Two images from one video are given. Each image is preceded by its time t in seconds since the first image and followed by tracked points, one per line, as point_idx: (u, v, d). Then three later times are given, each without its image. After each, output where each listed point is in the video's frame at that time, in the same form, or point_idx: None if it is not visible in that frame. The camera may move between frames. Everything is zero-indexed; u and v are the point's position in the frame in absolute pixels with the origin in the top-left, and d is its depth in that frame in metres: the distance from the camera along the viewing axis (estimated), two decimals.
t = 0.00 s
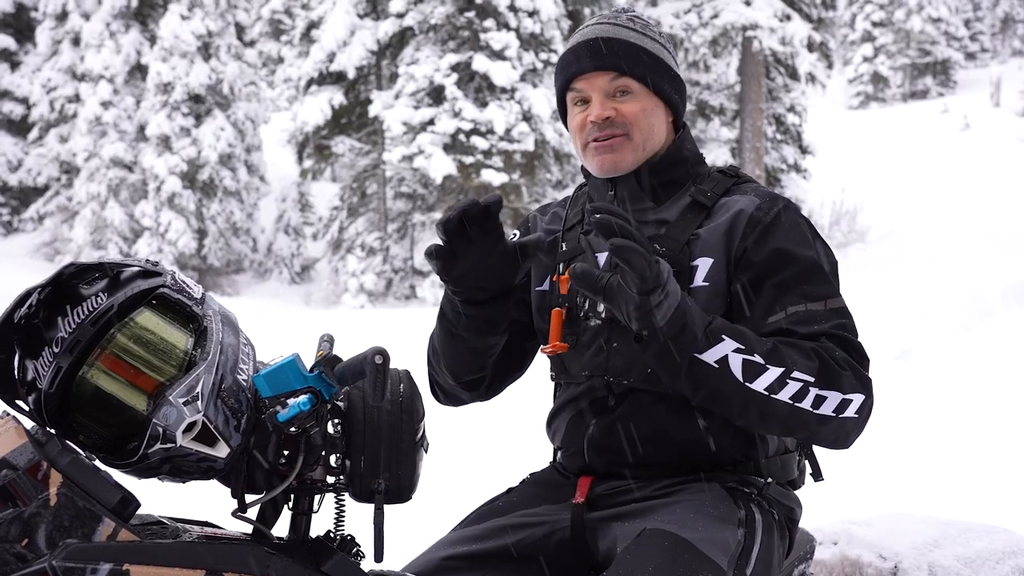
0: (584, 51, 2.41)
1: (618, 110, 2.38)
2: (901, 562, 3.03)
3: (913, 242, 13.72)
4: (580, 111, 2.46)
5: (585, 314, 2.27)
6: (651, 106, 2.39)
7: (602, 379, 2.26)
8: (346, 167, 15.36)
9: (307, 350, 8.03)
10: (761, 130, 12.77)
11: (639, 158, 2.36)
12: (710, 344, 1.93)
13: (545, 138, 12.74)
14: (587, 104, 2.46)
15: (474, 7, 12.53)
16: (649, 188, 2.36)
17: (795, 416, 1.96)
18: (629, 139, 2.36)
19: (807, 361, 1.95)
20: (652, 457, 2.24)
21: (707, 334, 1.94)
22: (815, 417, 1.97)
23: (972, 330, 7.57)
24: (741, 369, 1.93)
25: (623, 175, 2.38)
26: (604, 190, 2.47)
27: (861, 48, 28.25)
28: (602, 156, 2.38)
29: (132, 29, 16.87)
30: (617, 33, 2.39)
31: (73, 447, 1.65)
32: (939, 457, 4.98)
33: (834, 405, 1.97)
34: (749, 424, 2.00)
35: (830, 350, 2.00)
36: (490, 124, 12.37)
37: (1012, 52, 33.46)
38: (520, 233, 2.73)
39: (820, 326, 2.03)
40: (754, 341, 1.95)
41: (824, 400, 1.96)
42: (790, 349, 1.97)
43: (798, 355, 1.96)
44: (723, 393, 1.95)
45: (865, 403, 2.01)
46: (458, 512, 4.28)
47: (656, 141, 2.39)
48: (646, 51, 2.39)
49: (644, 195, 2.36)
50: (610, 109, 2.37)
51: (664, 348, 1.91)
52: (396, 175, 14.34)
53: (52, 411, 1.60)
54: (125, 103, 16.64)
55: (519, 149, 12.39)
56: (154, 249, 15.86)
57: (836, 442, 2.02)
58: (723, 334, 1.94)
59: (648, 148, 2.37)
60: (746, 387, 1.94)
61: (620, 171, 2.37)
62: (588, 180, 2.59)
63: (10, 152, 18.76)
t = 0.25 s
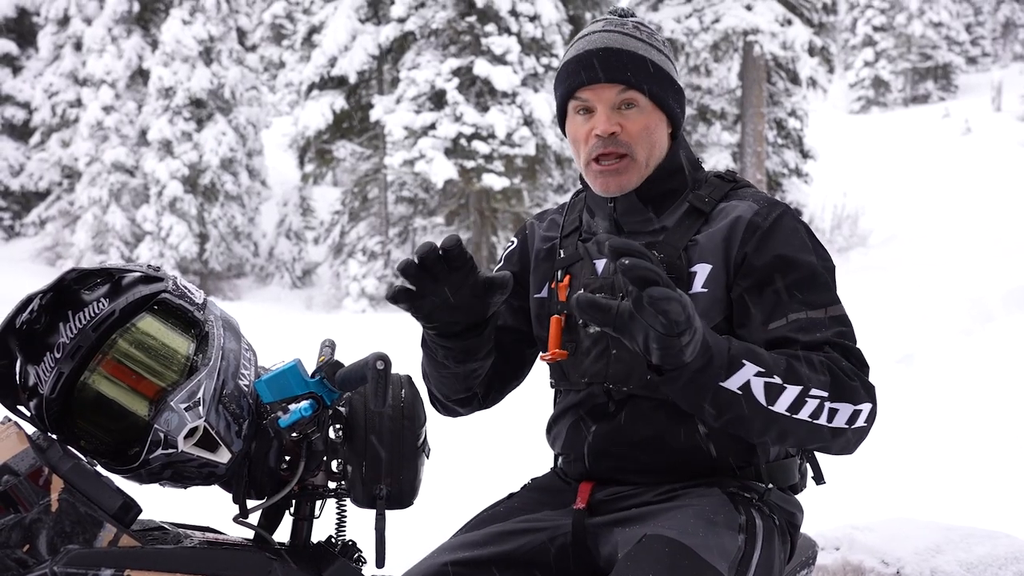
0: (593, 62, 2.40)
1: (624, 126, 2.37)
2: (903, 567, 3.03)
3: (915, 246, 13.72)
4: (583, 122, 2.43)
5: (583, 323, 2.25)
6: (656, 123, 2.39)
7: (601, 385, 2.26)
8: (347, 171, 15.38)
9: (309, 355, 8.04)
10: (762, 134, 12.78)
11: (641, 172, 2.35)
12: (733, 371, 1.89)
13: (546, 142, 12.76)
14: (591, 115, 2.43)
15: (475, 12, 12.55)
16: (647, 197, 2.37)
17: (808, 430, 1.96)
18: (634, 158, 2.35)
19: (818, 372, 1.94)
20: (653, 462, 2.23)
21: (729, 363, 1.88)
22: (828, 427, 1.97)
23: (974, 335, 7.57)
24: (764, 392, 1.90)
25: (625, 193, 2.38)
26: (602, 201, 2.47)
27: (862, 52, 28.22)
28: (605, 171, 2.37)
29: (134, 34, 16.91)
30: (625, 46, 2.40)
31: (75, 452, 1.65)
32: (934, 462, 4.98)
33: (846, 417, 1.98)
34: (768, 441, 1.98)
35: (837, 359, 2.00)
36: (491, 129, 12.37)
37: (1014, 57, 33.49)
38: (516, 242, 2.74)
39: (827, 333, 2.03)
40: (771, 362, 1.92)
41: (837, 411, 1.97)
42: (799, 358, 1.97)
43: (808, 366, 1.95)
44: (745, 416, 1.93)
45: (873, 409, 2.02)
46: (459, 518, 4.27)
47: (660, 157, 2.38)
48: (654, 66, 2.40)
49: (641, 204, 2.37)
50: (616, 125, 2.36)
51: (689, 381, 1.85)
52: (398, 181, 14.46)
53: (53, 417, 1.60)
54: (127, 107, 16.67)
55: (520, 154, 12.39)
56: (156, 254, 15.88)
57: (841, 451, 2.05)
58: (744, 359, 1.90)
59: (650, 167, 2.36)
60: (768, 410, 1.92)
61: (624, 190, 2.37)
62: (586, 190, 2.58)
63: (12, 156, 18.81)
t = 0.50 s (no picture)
0: (597, 55, 2.40)
1: (627, 121, 2.38)
2: (906, 566, 3.02)
3: (917, 245, 13.71)
4: (586, 117, 2.45)
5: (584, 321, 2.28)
6: (659, 119, 2.39)
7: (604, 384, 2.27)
8: (349, 171, 15.38)
9: (311, 354, 8.04)
10: (764, 133, 12.77)
11: (643, 170, 2.36)
12: (744, 385, 1.80)
13: (548, 141, 12.76)
14: (594, 110, 2.44)
15: (477, 11, 12.55)
16: (649, 195, 2.35)
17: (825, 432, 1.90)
18: (633, 156, 2.36)
19: (831, 377, 1.88)
20: (656, 461, 2.23)
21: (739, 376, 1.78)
22: (842, 428, 1.91)
23: (976, 334, 7.56)
24: (777, 402, 1.83)
25: (626, 190, 2.37)
26: (605, 200, 2.46)
27: (864, 51, 28.20)
28: (606, 166, 2.39)
29: (136, 34, 16.92)
30: (632, 41, 2.40)
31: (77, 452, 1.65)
32: (936, 461, 4.98)
33: (859, 415, 1.92)
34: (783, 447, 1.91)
35: (847, 357, 1.93)
36: (493, 128, 12.36)
37: (1016, 55, 33.48)
38: (520, 242, 2.75)
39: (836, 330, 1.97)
40: (783, 370, 1.84)
41: (851, 410, 1.90)
42: (811, 362, 1.90)
43: (822, 371, 1.88)
44: (760, 427, 1.85)
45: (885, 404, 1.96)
46: (461, 517, 4.27)
47: (661, 154, 2.39)
48: (658, 62, 2.40)
49: (645, 203, 2.35)
50: (618, 120, 2.37)
51: (704, 401, 1.77)
52: (399, 180, 14.32)
53: (55, 417, 1.60)
54: (128, 107, 16.67)
55: (521, 153, 12.38)
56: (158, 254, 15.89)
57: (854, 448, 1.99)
58: (755, 372, 1.80)
59: (648, 167, 2.37)
60: (782, 420, 1.85)
61: (622, 188, 2.37)
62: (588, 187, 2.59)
63: (14, 157, 18.83)
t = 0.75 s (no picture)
0: (610, 54, 2.38)
1: (637, 120, 2.36)
2: (907, 565, 3.02)
3: (918, 244, 13.70)
4: (596, 115, 2.41)
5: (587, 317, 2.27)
6: (668, 119, 2.38)
7: (606, 380, 2.28)
8: (350, 169, 15.38)
9: (312, 352, 8.04)
10: (765, 132, 12.76)
11: (651, 168, 2.35)
12: (688, 342, 1.88)
13: (548, 140, 12.77)
14: (604, 109, 2.42)
15: (477, 9, 12.54)
16: (656, 195, 2.34)
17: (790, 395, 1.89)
18: (645, 154, 2.35)
19: (790, 337, 1.90)
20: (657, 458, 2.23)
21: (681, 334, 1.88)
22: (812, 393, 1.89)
23: (977, 332, 7.56)
24: (725, 361, 1.89)
25: (638, 190, 2.36)
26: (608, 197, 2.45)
27: (865, 50, 28.19)
28: (616, 166, 2.37)
29: (136, 33, 16.92)
30: (643, 42, 2.39)
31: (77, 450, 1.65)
32: (936, 459, 4.98)
33: (830, 381, 1.90)
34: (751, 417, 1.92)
35: (818, 325, 1.93)
36: (493, 126, 12.36)
37: (1017, 53, 33.49)
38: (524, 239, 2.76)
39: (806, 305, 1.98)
40: (732, 330, 1.92)
41: (820, 375, 1.89)
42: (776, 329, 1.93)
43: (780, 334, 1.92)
44: (712, 388, 1.90)
45: (863, 374, 1.94)
46: (463, 516, 4.27)
47: (669, 155, 2.38)
48: (668, 62, 2.40)
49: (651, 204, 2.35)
50: (629, 119, 2.35)
51: (646, 355, 1.86)
52: (400, 179, 14.27)
53: (56, 415, 1.60)
54: (129, 106, 16.67)
55: (523, 151, 12.36)
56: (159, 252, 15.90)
57: (837, 421, 1.94)
58: (699, 329, 1.90)
59: (661, 162, 2.36)
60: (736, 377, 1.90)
61: (633, 191, 2.36)
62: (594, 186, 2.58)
63: (15, 155, 18.82)
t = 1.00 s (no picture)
0: (586, 55, 2.40)
1: (616, 117, 2.38)
2: (907, 565, 3.01)
3: (918, 243, 13.68)
4: (576, 115, 2.45)
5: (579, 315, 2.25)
6: (648, 115, 2.39)
7: (598, 379, 2.26)
8: (350, 169, 15.38)
9: (312, 352, 8.04)
10: (765, 131, 12.76)
11: (633, 164, 2.37)
12: (723, 334, 1.85)
13: (548, 140, 12.76)
14: (584, 108, 2.44)
15: (477, 9, 12.54)
16: (643, 190, 2.38)
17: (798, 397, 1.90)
18: (625, 149, 2.36)
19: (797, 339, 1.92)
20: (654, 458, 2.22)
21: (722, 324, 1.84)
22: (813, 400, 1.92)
23: (977, 332, 7.55)
24: (754, 355, 1.86)
25: (619, 181, 2.40)
26: (600, 194, 2.47)
27: (865, 49, 28.18)
28: (597, 163, 2.40)
29: (136, 33, 16.92)
30: (621, 41, 2.39)
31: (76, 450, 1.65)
32: (936, 459, 4.98)
33: (830, 390, 1.93)
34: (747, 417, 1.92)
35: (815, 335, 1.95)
36: (493, 126, 12.35)
37: (1017, 53, 33.48)
38: (519, 240, 2.76)
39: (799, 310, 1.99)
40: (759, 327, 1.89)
41: (821, 383, 1.92)
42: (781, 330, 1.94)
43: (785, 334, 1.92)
44: (735, 383, 1.87)
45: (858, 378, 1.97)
46: (462, 516, 4.26)
47: (652, 151, 2.39)
48: (647, 60, 2.39)
49: (638, 198, 2.37)
50: (607, 117, 2.37)
51: (689, 345, 1.80)
52: (400, 179, 14.26)
53: (56, 416, 1.60)
54: (129, 106, 16.67)
55: (522, 151, 12.37)
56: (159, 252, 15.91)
57: (826, 427, 1.99)
58: (733, 323, 1.86)
59: (643, 158, 2.38)
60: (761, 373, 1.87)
61: (616, 180, 2.40)
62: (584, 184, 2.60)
63: (15, 155, 18.82)
